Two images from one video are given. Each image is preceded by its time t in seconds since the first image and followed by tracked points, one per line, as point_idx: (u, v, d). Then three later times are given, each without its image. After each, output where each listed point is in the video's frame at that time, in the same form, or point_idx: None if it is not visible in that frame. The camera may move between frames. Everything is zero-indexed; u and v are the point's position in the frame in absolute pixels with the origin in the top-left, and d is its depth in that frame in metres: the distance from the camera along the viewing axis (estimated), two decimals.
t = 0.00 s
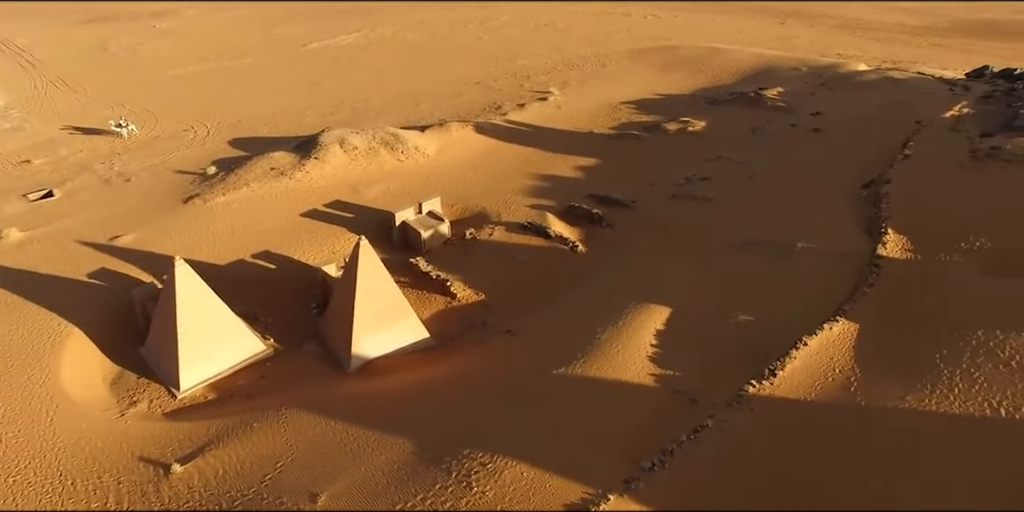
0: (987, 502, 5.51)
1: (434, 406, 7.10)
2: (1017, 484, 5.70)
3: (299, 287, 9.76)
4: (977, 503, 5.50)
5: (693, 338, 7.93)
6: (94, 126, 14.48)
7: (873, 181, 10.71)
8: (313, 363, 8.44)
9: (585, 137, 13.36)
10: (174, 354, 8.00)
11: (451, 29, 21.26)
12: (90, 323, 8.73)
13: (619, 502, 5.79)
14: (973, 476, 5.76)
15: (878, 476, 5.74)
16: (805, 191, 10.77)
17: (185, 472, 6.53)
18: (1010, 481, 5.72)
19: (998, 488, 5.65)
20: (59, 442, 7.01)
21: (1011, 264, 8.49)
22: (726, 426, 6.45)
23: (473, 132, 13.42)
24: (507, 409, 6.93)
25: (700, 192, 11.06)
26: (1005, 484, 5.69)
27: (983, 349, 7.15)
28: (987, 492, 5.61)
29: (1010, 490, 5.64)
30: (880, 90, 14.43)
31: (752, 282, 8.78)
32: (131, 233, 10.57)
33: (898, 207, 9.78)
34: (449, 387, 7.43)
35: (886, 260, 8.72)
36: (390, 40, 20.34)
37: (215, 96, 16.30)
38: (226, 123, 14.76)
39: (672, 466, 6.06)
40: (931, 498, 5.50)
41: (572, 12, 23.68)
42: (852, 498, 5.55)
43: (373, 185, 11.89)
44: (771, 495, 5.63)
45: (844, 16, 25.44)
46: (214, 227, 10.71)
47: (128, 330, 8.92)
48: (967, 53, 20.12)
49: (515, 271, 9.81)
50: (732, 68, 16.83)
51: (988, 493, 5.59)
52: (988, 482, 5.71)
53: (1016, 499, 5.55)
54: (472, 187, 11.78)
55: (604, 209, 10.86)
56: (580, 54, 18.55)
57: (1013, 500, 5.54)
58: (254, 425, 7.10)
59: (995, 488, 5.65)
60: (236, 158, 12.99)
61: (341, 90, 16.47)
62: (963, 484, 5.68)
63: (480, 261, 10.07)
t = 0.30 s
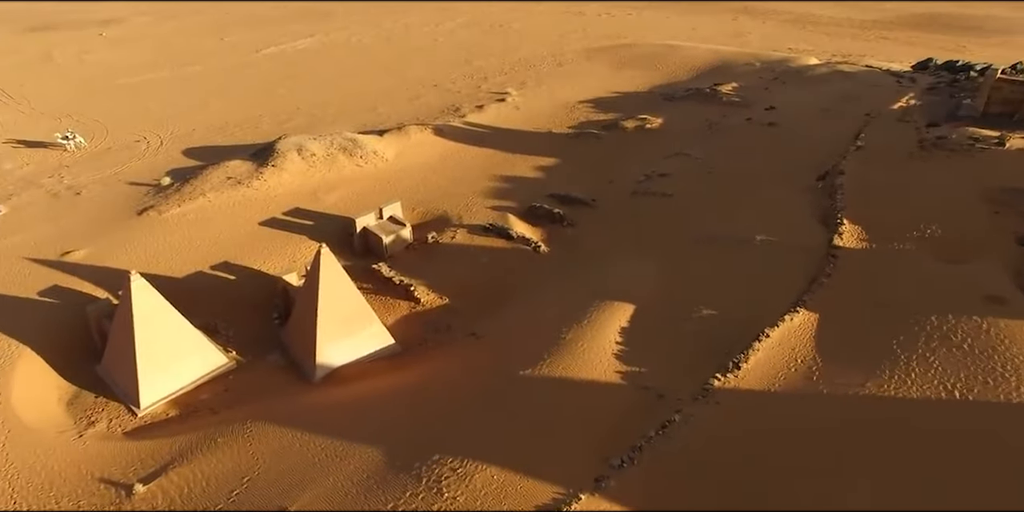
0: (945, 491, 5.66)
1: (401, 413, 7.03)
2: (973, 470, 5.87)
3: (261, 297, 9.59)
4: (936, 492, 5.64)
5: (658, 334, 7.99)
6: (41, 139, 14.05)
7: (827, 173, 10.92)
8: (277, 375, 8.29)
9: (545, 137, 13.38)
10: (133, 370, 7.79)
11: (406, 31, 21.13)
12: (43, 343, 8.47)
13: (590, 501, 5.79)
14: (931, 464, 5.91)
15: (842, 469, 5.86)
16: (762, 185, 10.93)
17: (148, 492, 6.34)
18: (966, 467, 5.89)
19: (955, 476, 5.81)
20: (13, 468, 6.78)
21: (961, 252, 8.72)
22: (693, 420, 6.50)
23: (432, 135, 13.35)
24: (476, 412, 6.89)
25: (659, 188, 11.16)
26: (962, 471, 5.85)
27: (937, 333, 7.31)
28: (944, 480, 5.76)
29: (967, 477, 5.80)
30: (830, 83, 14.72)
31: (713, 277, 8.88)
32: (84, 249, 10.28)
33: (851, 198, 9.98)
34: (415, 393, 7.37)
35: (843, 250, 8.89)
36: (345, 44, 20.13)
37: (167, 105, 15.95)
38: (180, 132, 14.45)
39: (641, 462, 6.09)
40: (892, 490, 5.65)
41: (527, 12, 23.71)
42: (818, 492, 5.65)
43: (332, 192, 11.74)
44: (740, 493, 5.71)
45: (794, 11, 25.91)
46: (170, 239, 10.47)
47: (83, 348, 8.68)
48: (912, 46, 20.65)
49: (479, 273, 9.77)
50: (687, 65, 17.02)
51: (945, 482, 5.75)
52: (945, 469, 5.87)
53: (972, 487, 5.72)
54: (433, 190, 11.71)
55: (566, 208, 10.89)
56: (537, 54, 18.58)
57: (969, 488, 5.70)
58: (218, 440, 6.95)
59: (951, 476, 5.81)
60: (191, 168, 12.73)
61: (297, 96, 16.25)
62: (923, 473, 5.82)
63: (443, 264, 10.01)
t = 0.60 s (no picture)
0: (904, 474, 5.78)
1: (366, 422, 6.93)
2: (929, 452, 6.01)
3: (218, 310, 9.37)
4: (896, 476, 5.75)
5: (620, 331, 8.02)
6: None
7: (780, 165, 11.11)
8: (237, 388, 8.11)
9: (501, 138, 13.36)
10: (86, 391, 7.55)
11: (358, 36, 20.92)
12: None
13: (559, 501, 5.77)
14: (890, 448, 6.03)
15: (804, 458, 5.95)
16: (716, 180, 11.07)
17: None
18: (923, 450, 6.02)
19: (913, 459, 5.92)
20: None
21: (910, 239, 8.93)
22: (658, 416, 6.54)
23: (388, 140, 13.23)
24: (442, 417, 6.84)
25: (617, 186, 11.22)
26: (919, 454, 5.98)
27: (891, 318, 7.46)
28: (902, 464, 5.88)
29: (924, 460, 5.92)
30: (779, 77, 14.99)
31: (672, 272, 8.96)
32: (31, 267, 9.94)
33: (804, 190, 10.15)
34: (379, 400, 7.27)
35: (797, 241, 9.04)
36: (296, 49, 19.85)
37: (113, 116, 15.52)
38: (128, 144, 14.08)
39: (609, 460, 6.10)
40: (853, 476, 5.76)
41: (480, 14, 23.67)
42: (782, 482, 5.73)
43: (287, 200, 11.55)
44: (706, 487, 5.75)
45: (743, 8, 26.34)
46: (121, 254, 10.19)
47: (33, 370, 8.38)
48: (857, 39, 21.14)
49: (439, 277, 9.69)
50: (639, 62, 17.16)
51: (903, 465, 5.87)
52: (903, 453, 5.99)
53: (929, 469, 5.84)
54: (390, 195, 11.60)
55: (525, 209, 10.88)
56: (491, 55, 18.55)
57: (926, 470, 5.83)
58: (179, 458, 6.77)
59: (908, 458, 5.93)
60: (141, 180, 12.41)
61: (249, 104, 15.95)
62: (881, 458, 5.94)
63: (403, 269, 9.92)
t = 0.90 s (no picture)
0: (871, 462, 5.87)
1: (338, 431, 6.84)
2: (891, 436, 6.13)
3: (183, 321, 9.19)
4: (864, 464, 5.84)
5: (590, 330, 8.04)
6: None
7: (743, 161, 11.24)
8: (205, 400, 7.96)
9: (466, 139, 13.32)
10: (47, 411, 7.36)
11: (319, 39, 20.70)
12: None
13: (535, 502, 5.76)
14: (857, 437, 6.11)
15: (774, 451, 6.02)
16: (681, 176, 11.16)
17: None
18: (890, 437, 6.11)
19: (879, 446, 6.01)
20: None
21: (870, 230, 9.09)
22: (630, 414, 6.57)
23: (352, 144, 13.10)
24: (413, 423, 6.78)
25: (583, 185, 11.25)
26: (886, 441, 6.07)
27: (855, 308, 7.58)
28: (870, 452, 5.96)
29: (890, 446, 6.01)
30: (740, 73, 15.16)
31: (640, 270, 9.00)
32: None
33: (767, 184, 10.28)
34: (350, 408, 7.19)
35: (762, 235, 9.15)
36: (255, 54, 19.58)
37: (68, 126, 15.15)
38: (84, 154, 13.75)
39: (582, 460, 6.11)
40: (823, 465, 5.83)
41: (442, 15, 23.58)
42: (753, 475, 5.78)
43: (250, 208, 11.38)
44: (679, 483, 5.78)
45: (702, 5, 26.64)
46: (81, 267, 9.95)
47: None
48: (814, 35, 21.49)
49: (407, 281, 9.63)
50: (602, 61, 17.24)
51: (871, 452, 5.96)
52: (870, 441, 6.08)
53: (896, 455, 5.94)
54: (356, 200, 11.49)
55: (492, 210, 10.85)
56: (453, 57, 18.49)
57: (893, 456, 5.92)
58: (147, 475, 6.60)
59: (875, 445, 6.03)
60: (100, 191, 12.13)
61: (209, 110, 15.70)
62: (849, 447, 6.02)
63: (371, 274, 9.83)
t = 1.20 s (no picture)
0: (839, 450, 5.96)
1: (308, 440, 6.74)
2: (858, 423, 6.22)
3: (146, 334, 8.98)
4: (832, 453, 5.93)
5: (560, 330, 8.05)
6: None
7: (705, 157, 11.36)
8: (171, 414, 7.79)
9: (430, 142, 13.24)
10: (5, 432, 7.19)
11: (278, 44, 20.44)
12: None
13: (510, 505, 5.75)
14: (823, 425, 6.21)
15: (745, 443, 6.07)
16: (645, 174, 11.23)
17: None
18: (855, 423, 6.22)
19: (846, 434, 6.10)
20: None
21: (831, 222, 9.24)
22: (602, 412, 6.59)
23: (314, 149, 12.95)
24: (385, 429, 6.71)
25: (548, 185, 11.26)
26: (851, 428, 6.17)
27: (818, 300, 7.69)
28: (838, 440, 6.05)
29: (857, 434, 6.10)
30: (700, 70, 15.31)
31: (607, 268, 9.04)
32: None
33: (730, 179, 10.39)
34: (319, 417, 7.09)
35: (726, 230, 9.25)
36: (213, 60, 19.26)
37: (19, 137, 14.72)
38: (37, 166, 13.38)
39: (555, 460, 6.11)
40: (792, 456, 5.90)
41: (402, 17, 23.45)
42: (725, 468, 5.83)
43: (212, 216, 11.19)
44: (653, 479, 5.80)
45: (661, 3, 26.88)
46: (38, 282, 9.68)
47: None
48: (771, 30, 21.82)
49: (374, 286, 9.54)
50: (563, 60, 17.29)
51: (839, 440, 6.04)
52: (836, 428, 6.18)
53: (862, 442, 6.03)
54: (320, 206, 11.36)
55: (457, 213, 10.80)
56: (415, 59, 18.39)
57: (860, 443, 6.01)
58: (113, 494, 6.44)
59: (842, 434, 6.12)
60: (55, 204, 11.82)
61: (167, 119, 15.40)
62: (816, 435, 6.11)
63: (337, 281, 9.72)
